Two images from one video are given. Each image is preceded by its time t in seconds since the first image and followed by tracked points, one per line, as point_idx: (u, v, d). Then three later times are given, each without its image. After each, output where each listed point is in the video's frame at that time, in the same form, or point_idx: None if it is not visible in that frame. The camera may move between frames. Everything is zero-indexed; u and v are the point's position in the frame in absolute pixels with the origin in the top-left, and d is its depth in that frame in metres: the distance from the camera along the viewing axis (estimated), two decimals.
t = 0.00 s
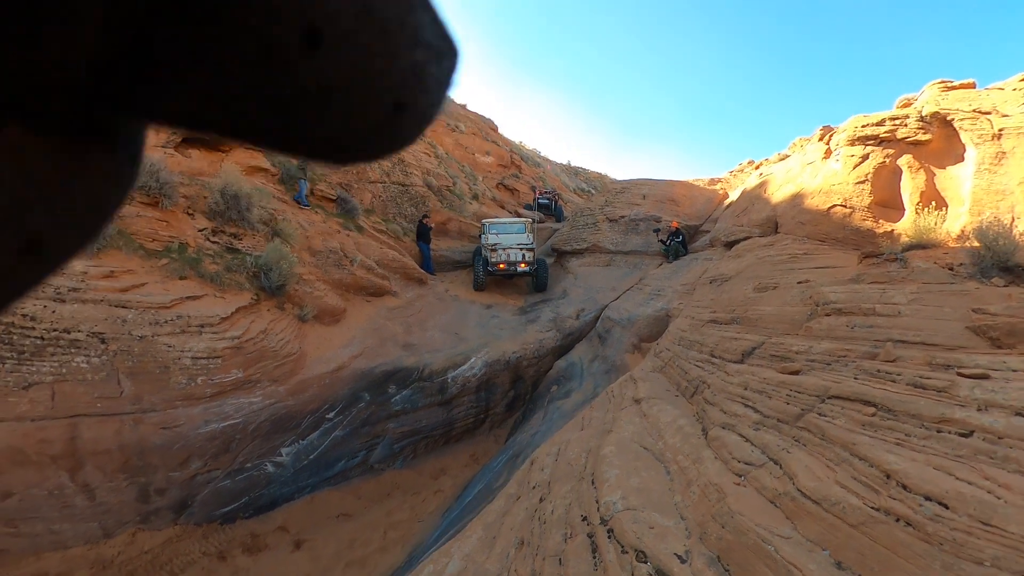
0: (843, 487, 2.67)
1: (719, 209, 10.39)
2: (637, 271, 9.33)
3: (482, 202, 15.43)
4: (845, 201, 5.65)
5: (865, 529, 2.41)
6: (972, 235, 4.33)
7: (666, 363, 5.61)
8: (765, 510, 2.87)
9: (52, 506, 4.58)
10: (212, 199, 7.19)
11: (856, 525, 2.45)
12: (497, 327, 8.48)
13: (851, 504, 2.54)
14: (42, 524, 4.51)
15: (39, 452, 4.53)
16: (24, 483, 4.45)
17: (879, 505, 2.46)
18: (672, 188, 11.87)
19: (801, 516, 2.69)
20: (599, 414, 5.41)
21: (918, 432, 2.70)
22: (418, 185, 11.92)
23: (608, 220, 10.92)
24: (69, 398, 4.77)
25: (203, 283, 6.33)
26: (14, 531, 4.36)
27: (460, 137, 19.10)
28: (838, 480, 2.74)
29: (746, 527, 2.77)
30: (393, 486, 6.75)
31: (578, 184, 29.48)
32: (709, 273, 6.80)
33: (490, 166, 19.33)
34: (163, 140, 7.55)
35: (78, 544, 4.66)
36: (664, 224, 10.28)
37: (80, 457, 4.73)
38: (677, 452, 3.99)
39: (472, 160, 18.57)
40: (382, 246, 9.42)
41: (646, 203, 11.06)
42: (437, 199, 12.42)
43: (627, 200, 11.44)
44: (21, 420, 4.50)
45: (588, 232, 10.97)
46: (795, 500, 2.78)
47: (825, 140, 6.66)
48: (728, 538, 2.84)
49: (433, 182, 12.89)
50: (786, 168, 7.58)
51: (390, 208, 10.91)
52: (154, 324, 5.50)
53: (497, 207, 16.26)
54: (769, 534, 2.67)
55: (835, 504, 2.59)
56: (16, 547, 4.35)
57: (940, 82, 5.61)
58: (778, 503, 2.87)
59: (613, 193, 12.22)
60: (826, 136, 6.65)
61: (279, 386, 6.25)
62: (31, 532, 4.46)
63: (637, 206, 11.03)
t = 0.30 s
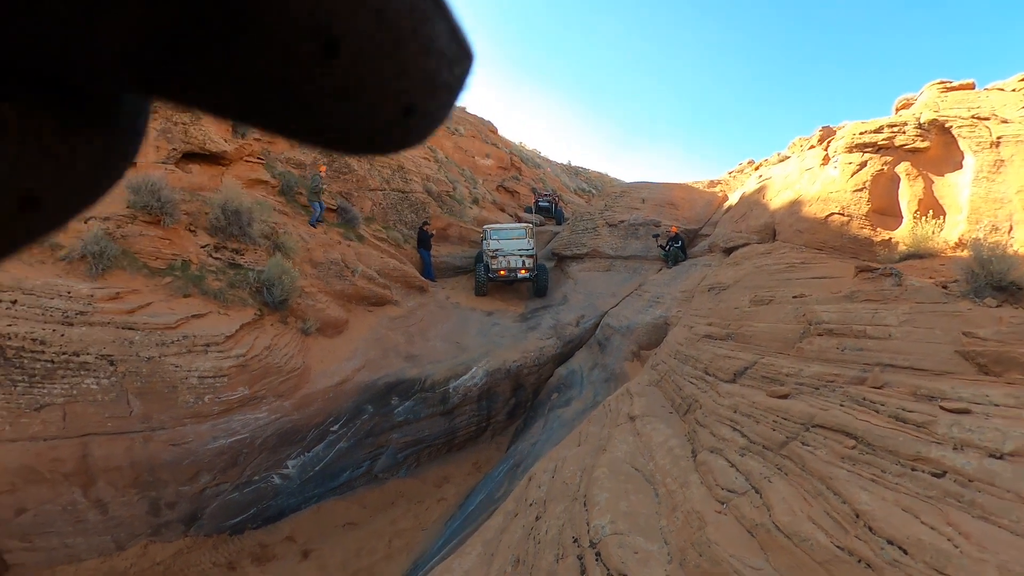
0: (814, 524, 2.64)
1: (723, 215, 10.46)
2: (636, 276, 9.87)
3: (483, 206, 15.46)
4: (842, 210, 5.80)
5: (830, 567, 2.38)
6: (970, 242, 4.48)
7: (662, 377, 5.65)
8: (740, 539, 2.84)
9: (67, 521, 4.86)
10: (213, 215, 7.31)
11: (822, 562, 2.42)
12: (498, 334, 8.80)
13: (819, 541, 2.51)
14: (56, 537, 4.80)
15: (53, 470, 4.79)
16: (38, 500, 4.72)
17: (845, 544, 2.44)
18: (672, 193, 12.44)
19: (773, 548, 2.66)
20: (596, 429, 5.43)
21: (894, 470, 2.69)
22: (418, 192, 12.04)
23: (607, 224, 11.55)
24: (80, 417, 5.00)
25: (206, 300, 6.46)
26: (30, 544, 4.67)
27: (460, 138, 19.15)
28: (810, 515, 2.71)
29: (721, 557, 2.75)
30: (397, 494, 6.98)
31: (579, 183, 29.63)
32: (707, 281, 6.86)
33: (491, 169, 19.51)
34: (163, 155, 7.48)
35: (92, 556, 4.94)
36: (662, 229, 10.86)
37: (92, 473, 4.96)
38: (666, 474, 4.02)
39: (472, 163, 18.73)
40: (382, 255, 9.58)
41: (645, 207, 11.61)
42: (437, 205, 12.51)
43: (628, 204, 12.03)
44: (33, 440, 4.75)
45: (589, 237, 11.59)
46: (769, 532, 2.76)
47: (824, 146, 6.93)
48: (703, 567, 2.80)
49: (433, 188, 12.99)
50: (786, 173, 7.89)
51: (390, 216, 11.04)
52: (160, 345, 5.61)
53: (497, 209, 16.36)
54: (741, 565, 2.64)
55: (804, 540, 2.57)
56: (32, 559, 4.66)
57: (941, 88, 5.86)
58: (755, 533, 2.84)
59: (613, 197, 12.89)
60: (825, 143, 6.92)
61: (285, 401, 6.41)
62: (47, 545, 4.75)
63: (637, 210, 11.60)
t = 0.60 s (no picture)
0: (792, 539, 2.65)
1: (716, 224, 10.59)
2: (631, 286, 10.37)
3: (479, 218, 15.61)
4: (832, 218, 6.01)
5: None
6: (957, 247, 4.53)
7: (656, 390, 5.64)
8: (721, 553, 2.83)
9: (71, 542, 4.89)
10: (211, 238, 7.45)
11: None
12: (495, 348, 9.10)
13: (795, 556, 2.53)
14: (60, 560, 4.82)
15: (57, 493, 4.84)
16: (43, 522, 4.75)
17: (819, 559, 2.45)
18: (664, 204, 13.25)
19: (755, 564, 2.64)
20: (592, 444, 5.32)
21: (872, 486, 2.70)
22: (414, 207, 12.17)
23: (600, 236, 12.28)
24: (84, 441, 5.07)
25: (206, 322, 6.58)
26: (35, 567, 4.67)
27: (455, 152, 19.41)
28: (790, 531, 2.71)
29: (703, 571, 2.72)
30: (398, 510, 7.01)
31: (575, 193, 29.96)
32: (701, 291, 6.94)
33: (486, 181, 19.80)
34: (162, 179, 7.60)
35: None
36: (656, 238, 11.44)
37: (96, 496, 5.02)
38: (657, 490, 3.87)
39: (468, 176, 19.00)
40: (379, 273, 9.74)
41: (638, 219, 12.48)
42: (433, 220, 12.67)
43: (621, 215, 12.97)
44: (38, 463, 4.81)
45: (584, 248, 12.20)
46: (749, 547, 2.75)
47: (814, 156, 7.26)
48: None
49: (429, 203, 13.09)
50: (777, 182, 8.23)
51: (387, 232, 11.20)
52: (163, 368, 5.71)
53: (492, 220, 16.51)
54: None
55: (781, 555, 2.57)
56: None
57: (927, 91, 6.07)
58: (737, 547, 2.83)
59: (607, 210, 13.73)
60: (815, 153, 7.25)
61: (286, 420, 6.49)
62: (51, 567, 4.76)
63: (630, 220, 12.49)
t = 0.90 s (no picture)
0: (776, 529, 2.70)
1: (711, 221, 10.66)
2: (627, 283, 10.46)
3: (475, 216, 15.66)
4: (825, 214, 6.08)
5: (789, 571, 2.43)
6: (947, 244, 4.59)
7: (650, 386, 5.69)
8: (707, 543, 2.89)
9: (74, 544, 4.88)
10: (208, 239, 7.47)
11: (781, 566, 2.48)
12: (492, 345, 9.16)
13: (779, 546, 2.58)
14: (65, 561, 4.81)
15: (60, 495, 4.85)
16: (48, 523, 4.76)
17: (802, 548, 2.51)
18: (659, 201, 13.31)
19: (739, 553, 2.70)
20: (587, 439, 5.36)
21: (855, 478, 2.75)
22: (411, 206, 12.20)
23: (596, 233, 12.32)
24: (87, 443, 5.10)
25: (205, 323, 6.62)
26: (38, 569, 4.66)
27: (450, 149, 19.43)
28: (774, 522, 2.77)
29: (690, 561, 2.78)
30: (398, 507, 7.08)
31: (571, 189, 30.02)
32: (696, 288, 7.01)
33: (481, 179, 19.86)
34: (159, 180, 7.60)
35: None
36: (651, 235, 11.50)
37: (100, 497, 5.03)
38: (649, 483, 3.91)
39: (464, 174, 19.05)
40: (375, 272, 9.79)
41: (633, 215, 12.52)
42: (429, 218, 12.69)
43: (617, 212, 13.00)
44: (41, 466, 4.84)
45: (579, 245, 12.25)
46: (734, 538, 2.81)
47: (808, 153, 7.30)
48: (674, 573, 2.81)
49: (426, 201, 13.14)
50: (771, 179, 8.28)
51: (383, 231, 11.23)
52: (164, 370, 5.79)
53: (488, 218, 16.56)
54: (709, 569, 2.67)
55: (766, 545, 2.63)
56: None
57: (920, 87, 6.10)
58: (724, 538, 2.88)
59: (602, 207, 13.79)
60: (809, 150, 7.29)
61: (286, 420, 6.54)
62: (55, 568, 4.74)
63: (626, 217, 12.53)
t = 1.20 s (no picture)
0: (771, 528, 2.69)
1: (704, 221, 10.70)
2: (622, 284, 10.48)
3: (470, 219, 15.64)
4: (817, 213, 6.12)
5: (784, 569, 2.41)
6: (940, 241, 4.62)
7: (645, 386, 5.68)
8: (704, 543, 2.87)
9: (70, 552, 4.84)
10: (202, 244, 7.41)
11: (775, 564, 2.46)
12: (487, 348, 9.14)
13: (773, 545, 2.56)
14: (59, 569, 4.78)
15: (55, 503, 4.82)
16: (42, 531, 4.74)
17: (797, 546, 2.49)
18: (652, 202, 13.34)
19: (735, 552, 2.68)
20: (582, 441, 5.33)
21: (850, 476, 2.74)
22: (405, 209, 12.18)
23: (590, 235, 12.33)
24: (80, 450, 5.06)
25: (199, 328, 6.57)
26: None
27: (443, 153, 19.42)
28: (769, 520, 2.75)
29: (685, 561, 2.76)
30: (394, 511, 7.04)
31: (565, 192, 30.05)
32: (690, 289, 7.03)
33: (476, 182, 19.87)
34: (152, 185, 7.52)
35: None
36: (645, 236, 11.53)
37: (94, 504, 4.99)
38: (644, 484, 3.90)
39: (458, 177, 19.06)
40: (369, 275, 9.76)
41: (627, 217, 12.54)
42: (423, 222, 12.66)
43: (611, 214, 13.02)
44: (35, 473, 4.80)
45: (574, 248, 12.25)
46: (730, 537, 2.79)
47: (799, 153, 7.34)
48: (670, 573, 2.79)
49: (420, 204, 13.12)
50: (763, 179, 8.32)
51: (377, 234, 11.20)
52: (157, 375, 5.73)
53: (483, 221, 16.55)
54: (704, 568, 2.65)
55: (761, 544, 2.61)
56: None
57: (909, 86, 6.14)
58: (719, 537, 2.86)
59: (596, 208, 13.82)
60: (800, 150, 7.33)
61: (281, 425, 6.49)
62: None
63: (620, 219, 12.56)
